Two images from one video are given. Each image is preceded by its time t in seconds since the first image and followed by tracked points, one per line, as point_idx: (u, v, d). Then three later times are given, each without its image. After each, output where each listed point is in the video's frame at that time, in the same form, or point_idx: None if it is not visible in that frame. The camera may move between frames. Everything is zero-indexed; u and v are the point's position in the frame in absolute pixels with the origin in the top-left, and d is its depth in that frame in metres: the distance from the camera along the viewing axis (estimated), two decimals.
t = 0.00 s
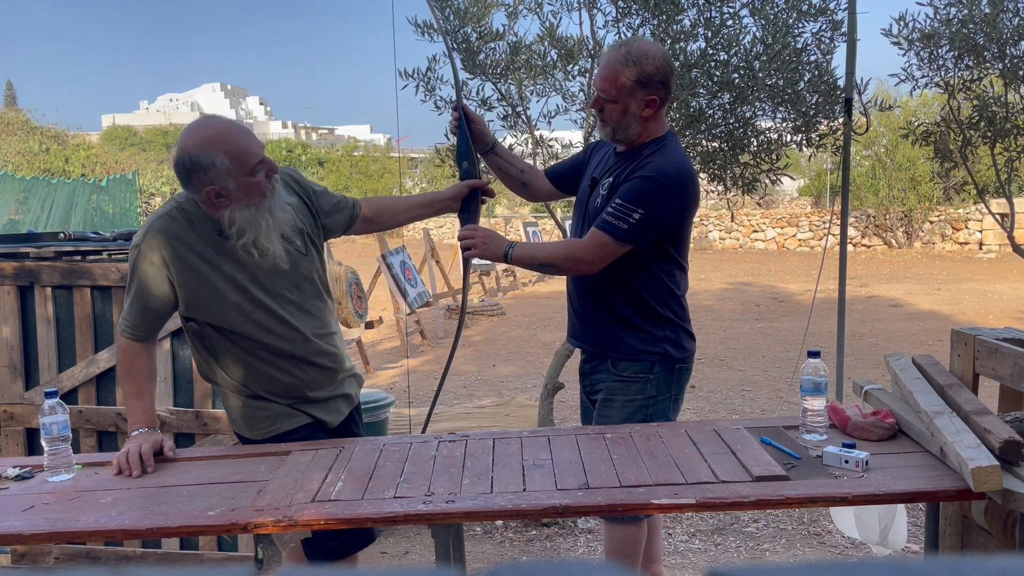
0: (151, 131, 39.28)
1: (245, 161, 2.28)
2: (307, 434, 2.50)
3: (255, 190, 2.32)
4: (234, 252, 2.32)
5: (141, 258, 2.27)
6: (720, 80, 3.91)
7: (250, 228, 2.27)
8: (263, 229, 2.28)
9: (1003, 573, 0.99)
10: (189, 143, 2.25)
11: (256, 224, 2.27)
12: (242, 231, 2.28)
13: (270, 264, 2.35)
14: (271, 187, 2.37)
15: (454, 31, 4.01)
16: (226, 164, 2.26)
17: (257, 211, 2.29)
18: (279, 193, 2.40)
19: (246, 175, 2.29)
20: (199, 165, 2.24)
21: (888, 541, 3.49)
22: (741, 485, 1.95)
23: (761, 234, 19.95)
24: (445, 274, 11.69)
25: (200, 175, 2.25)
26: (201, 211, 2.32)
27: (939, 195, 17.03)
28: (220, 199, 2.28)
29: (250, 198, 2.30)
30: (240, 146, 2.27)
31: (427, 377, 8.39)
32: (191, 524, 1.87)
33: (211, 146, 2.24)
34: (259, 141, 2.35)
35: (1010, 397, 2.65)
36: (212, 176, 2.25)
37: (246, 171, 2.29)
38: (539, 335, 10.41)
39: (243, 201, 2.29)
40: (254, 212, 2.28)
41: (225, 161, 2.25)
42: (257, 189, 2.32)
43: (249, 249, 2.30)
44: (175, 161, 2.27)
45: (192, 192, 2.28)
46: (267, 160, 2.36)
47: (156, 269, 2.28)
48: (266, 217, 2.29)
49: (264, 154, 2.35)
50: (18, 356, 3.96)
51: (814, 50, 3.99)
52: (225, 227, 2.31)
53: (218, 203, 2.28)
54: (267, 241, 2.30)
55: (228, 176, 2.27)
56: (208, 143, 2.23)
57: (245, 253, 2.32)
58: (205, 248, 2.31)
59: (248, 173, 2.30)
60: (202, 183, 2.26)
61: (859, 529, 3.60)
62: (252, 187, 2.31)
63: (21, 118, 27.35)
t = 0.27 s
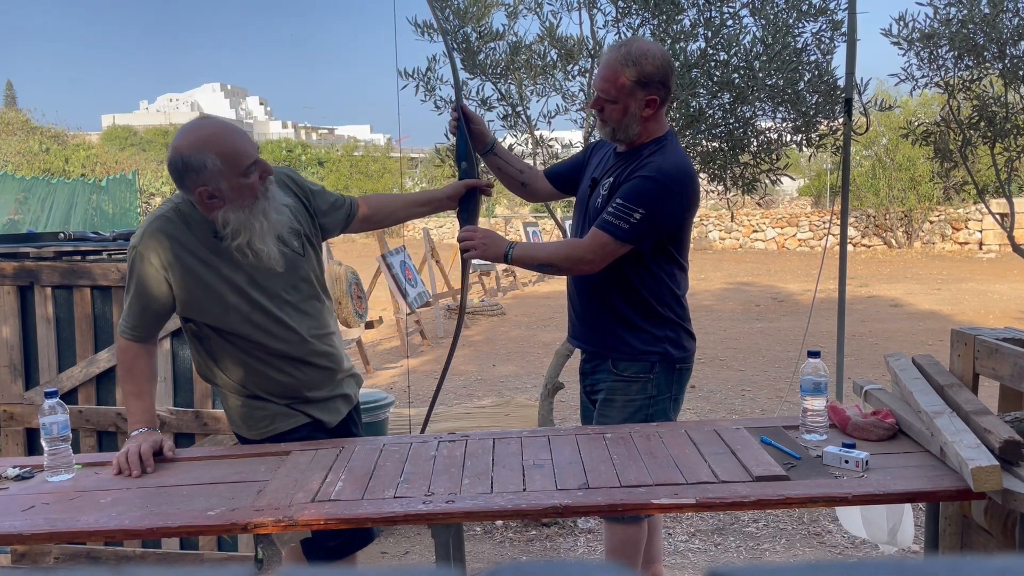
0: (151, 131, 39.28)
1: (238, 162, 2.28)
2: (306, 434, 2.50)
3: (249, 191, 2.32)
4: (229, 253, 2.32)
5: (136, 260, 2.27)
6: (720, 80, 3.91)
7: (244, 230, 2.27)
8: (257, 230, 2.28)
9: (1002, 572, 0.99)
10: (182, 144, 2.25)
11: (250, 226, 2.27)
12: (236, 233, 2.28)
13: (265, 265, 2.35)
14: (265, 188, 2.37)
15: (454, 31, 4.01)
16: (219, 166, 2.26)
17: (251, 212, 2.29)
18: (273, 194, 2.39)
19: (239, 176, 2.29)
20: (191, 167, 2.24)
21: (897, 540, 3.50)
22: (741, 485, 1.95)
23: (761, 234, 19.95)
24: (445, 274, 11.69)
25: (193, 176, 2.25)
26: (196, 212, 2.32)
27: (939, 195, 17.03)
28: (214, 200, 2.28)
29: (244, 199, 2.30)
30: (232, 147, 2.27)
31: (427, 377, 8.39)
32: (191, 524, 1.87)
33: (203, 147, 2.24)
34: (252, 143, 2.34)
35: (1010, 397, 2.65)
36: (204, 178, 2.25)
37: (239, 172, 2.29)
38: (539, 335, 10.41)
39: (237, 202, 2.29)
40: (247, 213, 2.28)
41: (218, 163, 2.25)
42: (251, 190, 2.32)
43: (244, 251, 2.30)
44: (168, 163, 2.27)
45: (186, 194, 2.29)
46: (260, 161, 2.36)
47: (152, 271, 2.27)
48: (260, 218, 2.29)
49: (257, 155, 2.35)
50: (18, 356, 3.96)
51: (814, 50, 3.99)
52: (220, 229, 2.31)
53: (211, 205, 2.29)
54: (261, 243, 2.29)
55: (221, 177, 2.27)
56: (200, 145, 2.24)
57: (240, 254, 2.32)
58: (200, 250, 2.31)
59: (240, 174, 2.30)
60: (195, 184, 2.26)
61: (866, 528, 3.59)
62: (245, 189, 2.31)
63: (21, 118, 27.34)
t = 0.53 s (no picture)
0: (151, 131, 39.28)
1: (227, 165, 2.28)
2: (305, 434, 2.51)
3: (240, 194, 2.31)
4: (223, 256, 2.32)
5: (132, 263, 2.28)
6: (720, 80, 3.91)
7: (235, 233, 2.27)
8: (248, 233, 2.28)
9: (1002, 572, 0.99)
10: (171, 148, 2.25)
11: (242, 228, 2.26)
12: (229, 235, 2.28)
13: (258, 267, 2.34)
14: (256, 191, 2.36)
15: (454, 31, 4.01)
16: (207, 169, 2.25)
17: (242, 215, 2.28)
18: (265, 196, 2.39)
19: (228, 179, 2.28)
20: (180, 171, 2.25)
21: (899, 541, 3.49)
22: (741, 484, 1.95)
23: (761, 234, 19.96)
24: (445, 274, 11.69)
25: (182, 180, 2.25)
26: (189, 215, 2.32)
27: (939, 195, 17.03)
28: (204, 203, 2.28)
29: (235, 202, 2.30)
30: (220, 151, 2.27)
31: (427, 377, 8.39)
32: (191, 524, 1.87)
33: (191, 151, 2.24)
34: (241, 146, 2.33)
35: (1010, 397, 2.65)
36: (193, 182, 2.25)
37: (228, 175, 2.29)
38: (539, 335, 10.41)
39: (228, 205, 2.29)
40: (238, 216, 2.27)
41: (207, 167, 2.25)
42: (242, 193, 2.32)
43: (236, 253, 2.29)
44: (159, 168, 2.28)
45: (177, 197, 2.29)
46: (250, 164, 2.35)
47: (147, 273, 2.27)
48: (251, 221, 2.28)
49: (247, 158, 2.34)
50: (18, 356, 3.96)
51: (814, 49, 3.99)
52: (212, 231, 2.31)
53: (202, 208, 2.29)
54: (253, 245, 2.29)
55: (210, 181, 2.27)
56: (189, 149, 2.24)
57: (232, 256, 2.32)
58: (194, 252, 2.30)
59: (230, 178, 2.29)
60: (185, 188, 2.26)
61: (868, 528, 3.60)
62: (235, 192, 2.30)
63: (21, 118, 27.33)
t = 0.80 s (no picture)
0: (151, 131, 39.28)
1: (221, 166, 2.27)
2: (304, 434, 2.51)
3: (234, 194, 2.31)
4: (219, 256, 2.32)
5: (129, 264, 2.28)
6: (720, 80, 3.91)
7: (230, 233, 2.26)
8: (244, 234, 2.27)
9: (1002, 573, 0.99)
10: (165, 149, 2.25)
11: (237, 229, 2.26)
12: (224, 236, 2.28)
13: (253, 267, 2.34)
14: (251, 190, 2.35)
15: (455, 31, 4.01)
16: (201, 170, 2.25)
17: (237, 215, 2.28)
18: (261, 196, 2.38)
19: (223, 179, 2.28)
20: (174, 172, 2.24)
21: (900, 542, 3.49)
22: (741, 485, 1.95)
23: (761, 234, 19.96)
24: (445, 274, 11.68)
25: (176, 181, 2.25)
26: (185, 216, 2.32)
27: (939, 195, 17.03)
28: (199, 204, 2.28)
29: (229, 202, 2.29)
30: (214, 151, 2.26)
31: (427, 377, 8.39)
32: (191, 524, 1.87)
33: (184, 151, 2.24)
34: (234, 145, 2.33)
35: (1010, 397, 2.65)
36: (187, 182, 2.25)
37: (223, 175, 2.28)
38: (539, 335, 10.41)
39: (222, 205, 2.28)
40: (234, 217, 2.27)
41: (201, 167, 2.25)
42: (237, 193, 2.31)
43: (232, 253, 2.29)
44: (153, 169, 2.27)
45: (171, 198, 2.29)
46: (244, 164, 2.34)
47: (144, 274, 2.28)
48: (246, 221, 2.27)
49: (241, 157, 2.34)
50: (18, 356, 3.96)
51: (814, 49, 3.99)
52: (208, 232, 2.31)
53: (197, 209, 2.28)
54: (248, 246, 2.28)
55: (204, 181, 2.26)
56: (182, 149, 2.23)
57: (227, 256, 2.32)
58: (190, 252, 2.30)
59: (223, 178, 2.29)
60: (179, 189, 2.26)
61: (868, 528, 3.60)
62: (230, 192, 2.30)
63: (21, 118, 27.33)
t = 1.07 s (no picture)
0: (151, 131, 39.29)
1: (218, 167, 2.27)
2: (303, 434, 2.51)
3: (232, 196, 2.30)
4: (217, 258, 2.32)
5: (128, 266, 2.28)
6: (720, 80, 3.91)
7: (228, 234, 2.26)
8: (242, 235, 2.27)
9: (1002, 573, 0.99)
10: (162, 150, 2.24)
11: (235, 231, 2.25)
12: (222, 237, 2.27)
13: (252, 267, 2.34)
14: (248, 191, 2.35)
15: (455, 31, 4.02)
16: (198, 172, 2.24)
17: (234, 216, 2.27)
18: (258, 197, 2.38)
19: (220, 181, 2.27)
20: (170, 174, 2.23)
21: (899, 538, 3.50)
22: (741, 484, 1.95)
23: (761, 234, 19.96)
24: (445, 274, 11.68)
25: (173, 183, 2.24)
26: (182, 218, 2.32)
27: (939, 195, 17.03)
28: (196, 206, 2.27)
29: (227, 203, 2.29)
30: (210, 153, 2.25)
31: (427, 377, 8.39)
32: (191, 524, 1.87)
33: (181, 153, 2.22)
34: (231, 147, 2.32)
35: (1010, 397, 2.65)
36: (185, 184, 2.24)
37: (220, 177, 2.28)
38: (539, 335, 10.41)
39: (220, 206, 2.28)
40: (231, 218, 2.27)
41: (198, 168, 2.24)
42: (234, 194, 2.31)
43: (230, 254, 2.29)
44: (150, 171, 2.27)
45: (169, 200, 2.28)
46: (241, 165, 2.34)
47: (143, 276, 2.28)
48: (244, 223, 2.26)
49: (238, 158, 2.33)
50: (19, 356, 3.96)
51: (814, 49, 3.99)
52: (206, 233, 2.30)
53: (195, 210, 2.28)
54: (246, 247, 2.28)
55: (201, 183, 2.25)
56: (179, 151, 2.23)
57: (226, 257, 2.31)
58: (188, 254, 2.30)
59: (221, 179, 2.28)
60: (177, 191, 2.25)
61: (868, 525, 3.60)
62: (227, 193, 2.29)
63: (21, 118, 27.32)
